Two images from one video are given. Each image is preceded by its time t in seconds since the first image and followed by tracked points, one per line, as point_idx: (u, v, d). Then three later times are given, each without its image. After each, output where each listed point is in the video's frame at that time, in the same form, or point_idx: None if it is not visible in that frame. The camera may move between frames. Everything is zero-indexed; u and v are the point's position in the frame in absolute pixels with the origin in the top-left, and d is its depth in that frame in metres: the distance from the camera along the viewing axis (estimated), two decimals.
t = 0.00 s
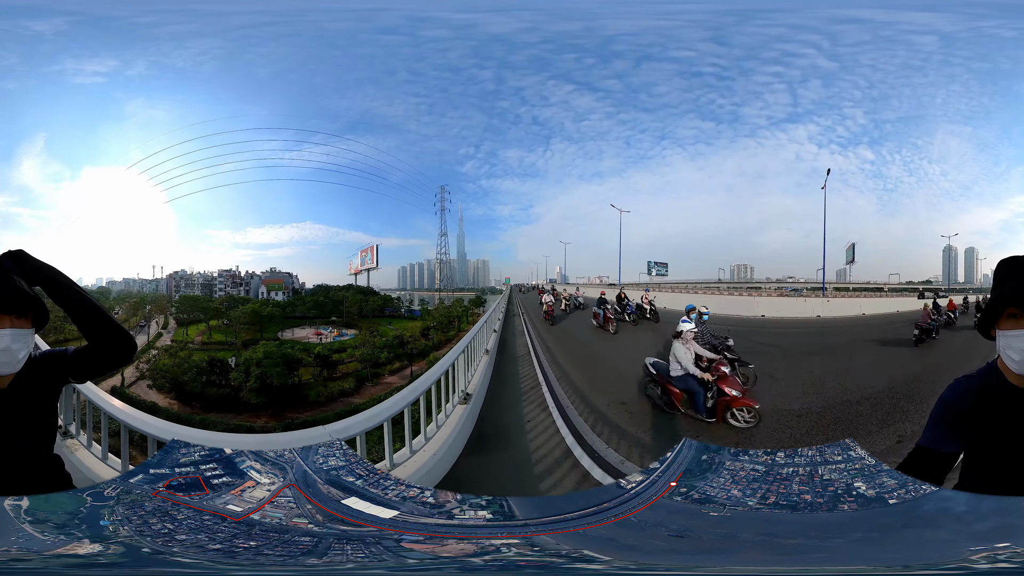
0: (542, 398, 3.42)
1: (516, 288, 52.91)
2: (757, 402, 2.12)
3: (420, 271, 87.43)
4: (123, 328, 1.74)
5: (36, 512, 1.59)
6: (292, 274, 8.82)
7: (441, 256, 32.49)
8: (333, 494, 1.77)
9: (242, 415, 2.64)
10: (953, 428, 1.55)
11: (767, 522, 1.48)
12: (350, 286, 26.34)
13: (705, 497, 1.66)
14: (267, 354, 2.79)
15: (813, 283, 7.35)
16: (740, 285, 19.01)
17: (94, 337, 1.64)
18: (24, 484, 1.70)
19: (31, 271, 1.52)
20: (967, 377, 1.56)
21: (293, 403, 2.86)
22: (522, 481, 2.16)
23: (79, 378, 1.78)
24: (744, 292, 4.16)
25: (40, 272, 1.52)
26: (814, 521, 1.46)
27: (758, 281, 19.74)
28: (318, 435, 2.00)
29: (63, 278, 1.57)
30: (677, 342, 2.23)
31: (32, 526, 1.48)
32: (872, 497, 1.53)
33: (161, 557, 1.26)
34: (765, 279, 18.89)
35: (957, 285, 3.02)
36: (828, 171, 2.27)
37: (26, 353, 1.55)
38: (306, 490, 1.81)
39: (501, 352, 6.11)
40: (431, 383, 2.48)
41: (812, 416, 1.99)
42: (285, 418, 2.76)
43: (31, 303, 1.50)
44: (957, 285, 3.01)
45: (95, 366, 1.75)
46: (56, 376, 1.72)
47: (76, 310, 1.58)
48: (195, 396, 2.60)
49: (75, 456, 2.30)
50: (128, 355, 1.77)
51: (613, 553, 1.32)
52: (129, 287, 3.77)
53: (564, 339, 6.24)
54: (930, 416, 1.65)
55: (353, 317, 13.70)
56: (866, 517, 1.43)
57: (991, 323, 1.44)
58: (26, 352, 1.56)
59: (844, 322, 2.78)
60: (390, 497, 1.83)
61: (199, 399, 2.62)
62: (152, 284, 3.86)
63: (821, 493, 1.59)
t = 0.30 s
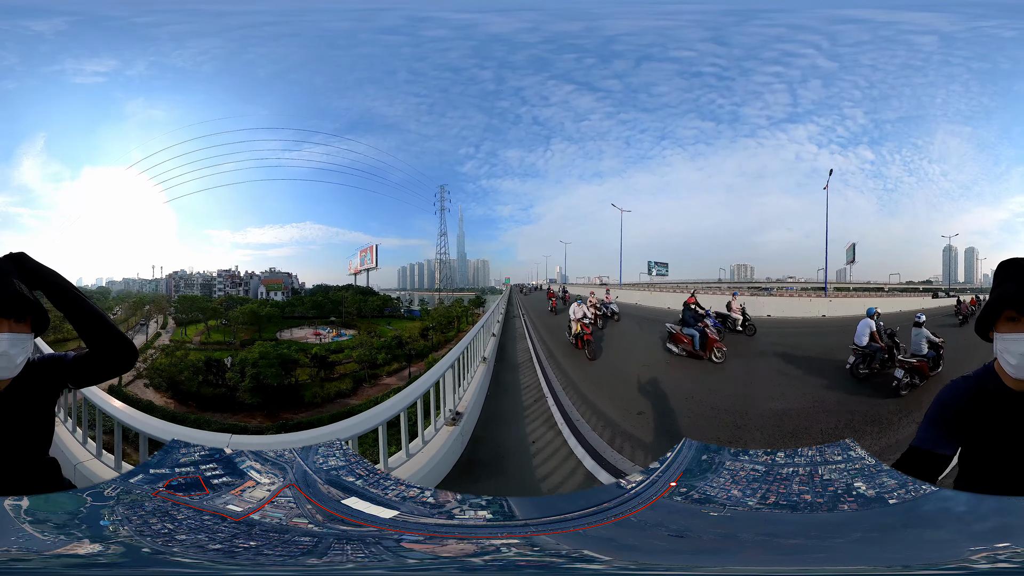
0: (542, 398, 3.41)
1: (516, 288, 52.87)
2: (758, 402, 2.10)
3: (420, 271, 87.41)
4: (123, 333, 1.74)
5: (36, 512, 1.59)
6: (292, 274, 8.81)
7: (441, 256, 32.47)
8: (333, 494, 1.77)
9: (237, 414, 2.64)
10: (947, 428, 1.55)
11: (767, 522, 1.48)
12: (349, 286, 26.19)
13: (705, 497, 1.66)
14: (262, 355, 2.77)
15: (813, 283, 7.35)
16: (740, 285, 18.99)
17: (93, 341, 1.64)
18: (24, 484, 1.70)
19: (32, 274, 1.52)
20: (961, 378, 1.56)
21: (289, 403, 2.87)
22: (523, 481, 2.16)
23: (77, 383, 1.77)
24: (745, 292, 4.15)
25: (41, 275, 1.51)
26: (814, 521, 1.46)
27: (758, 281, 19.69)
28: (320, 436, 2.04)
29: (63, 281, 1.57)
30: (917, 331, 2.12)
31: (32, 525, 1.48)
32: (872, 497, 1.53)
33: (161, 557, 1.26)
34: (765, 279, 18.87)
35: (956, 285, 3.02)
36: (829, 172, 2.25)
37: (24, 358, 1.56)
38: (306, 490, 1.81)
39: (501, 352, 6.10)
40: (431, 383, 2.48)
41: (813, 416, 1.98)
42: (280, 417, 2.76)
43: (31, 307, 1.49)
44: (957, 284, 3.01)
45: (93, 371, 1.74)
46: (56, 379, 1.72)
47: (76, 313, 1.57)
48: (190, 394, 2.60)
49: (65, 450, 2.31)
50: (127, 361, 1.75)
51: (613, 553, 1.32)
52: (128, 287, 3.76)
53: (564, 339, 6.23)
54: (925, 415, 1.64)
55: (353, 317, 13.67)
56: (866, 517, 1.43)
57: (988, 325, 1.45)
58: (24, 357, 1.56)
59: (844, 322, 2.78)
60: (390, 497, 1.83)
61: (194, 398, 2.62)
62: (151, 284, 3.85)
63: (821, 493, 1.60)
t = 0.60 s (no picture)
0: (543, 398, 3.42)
1: (516, 288, 52.85)
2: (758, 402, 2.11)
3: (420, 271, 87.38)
4: (126, 330, 1.73)
5: (36, 512, 1.59)
6: (289, 274, 8.80)
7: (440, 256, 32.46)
8: (333, 494, 1.77)
9: (232, 415, 2.62)
10: (954, 428, 1.54)
11: (767, 522, 1.48)
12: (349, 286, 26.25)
13: (705, 497, 1.66)
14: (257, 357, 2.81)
15: (812, 283, 7.34)
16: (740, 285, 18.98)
17: (96, 339, 1.63)
18: (24, 485, 1.69)
19: (35, 273, 1.52)
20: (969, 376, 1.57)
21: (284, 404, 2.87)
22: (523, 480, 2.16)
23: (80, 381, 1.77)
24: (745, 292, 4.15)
25: (43, 274, 1.51)
26: (815, 521, 1.46)
27: (758, 281, 19.68)
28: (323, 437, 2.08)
29: (66, 280, 1.57)
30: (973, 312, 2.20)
31: (32, 525, 1.48)
32: (872, 497, 1.53)
33: (161, 557, 1.26)
34: (765, 279, 18.86)
35: (956, 285, 3.02)
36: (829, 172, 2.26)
37: (30, 356, 1.57)
38: (306, 490, 1.81)
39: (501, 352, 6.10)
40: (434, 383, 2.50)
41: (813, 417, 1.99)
42: (275, 418, 2.75)
43: (33, 306, 1.49)
44: (957, 284, 3.01)
45: (93, 370, 1.73)
46: (60, 377, 1.72)
47: (79, 312, 1.57)
48: (187, 394, 2.62)
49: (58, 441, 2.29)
50: (128, 359, 1.75)
51: (613, 553, 1.32)
52: (127, 287, 3.76)
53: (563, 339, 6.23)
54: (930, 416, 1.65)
55: (352, 317, 13.65)
56: (866, 517, 1.43)
57: (992, 326, 1.45)
58: (29, 355, 1.57)
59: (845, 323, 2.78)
60: (390, 497, 1.83)
61: (190, 397, 2.63)
62: (150, 285, 3.85)
63: (821, 493, 1.59)
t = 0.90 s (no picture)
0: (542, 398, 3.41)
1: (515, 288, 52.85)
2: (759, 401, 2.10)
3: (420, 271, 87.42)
4: (129, 330, 1.72)
5: (36, 512, 1.59)
6: (289, 274, 8.80)
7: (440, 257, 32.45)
8: (333, 494, 1.77)
9: (228, 415, 2.63)
10: (956, 430, 1.55)
11: (767, 522, 1.48)
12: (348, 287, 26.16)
13: (705, 497, 1.66)
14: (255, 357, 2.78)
15: (812, 284, 7.33)
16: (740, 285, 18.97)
17: (98, 340, 1.63)
18: (25, 485, 1.69)
19: (36, 274, 1.51)
20: (969, 380, 1.58)
21: (280, 404, 2.86)
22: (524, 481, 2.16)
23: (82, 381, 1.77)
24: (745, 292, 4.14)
25: (44, 274, 1.51)
26: (815, 521, 1.46)
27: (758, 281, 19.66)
28: (322, 436, 2.10)
29: (70, 281, 1.56)
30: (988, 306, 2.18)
31: (32, 525, 1.48)
32: (872, 497, 1.53)
33: (161, 557, 1.26)
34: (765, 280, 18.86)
35: (956, 285, 3.02)
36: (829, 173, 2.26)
37: (32, 359, 1.57)
38: (306, 490, 1.81)
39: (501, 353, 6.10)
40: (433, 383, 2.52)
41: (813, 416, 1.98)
42: (270, 418, 2.73)
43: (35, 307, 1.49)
44: (957, 284, 3.00)
45: (94, 370, 1.73)
46: (62, 377, 1.72)
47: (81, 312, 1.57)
48: (183, 393, 2.62)
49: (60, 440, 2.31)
50: (129, 360, 1.74)
51: (613, 553, 1.32)
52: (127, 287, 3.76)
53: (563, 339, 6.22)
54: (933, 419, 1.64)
55: (352, 318, 13.64)
56: (866, 517, 1.43)
57: (994, 328, 1.46)
58: (31, 357, 1.57)
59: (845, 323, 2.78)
60: (390, 497, 1.83)
61: (185, 395, 2.63)
62: (149, 284, 3.84)
63: (821, 493, 1.60)
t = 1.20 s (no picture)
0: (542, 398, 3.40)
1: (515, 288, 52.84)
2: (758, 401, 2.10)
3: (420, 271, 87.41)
4: (127, 328, 1.72)
5: (36, 512, 1.59)
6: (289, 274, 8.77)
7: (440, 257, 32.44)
8: (333, 494, 1.76)
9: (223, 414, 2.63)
10: (956, 428, 1.55)
11: (767, 522, 1.51)
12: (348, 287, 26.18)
13: (705, 497, 1.66)
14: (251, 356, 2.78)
15: (812, 284, 7.33)
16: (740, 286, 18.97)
17: (97, 338, 1.63)
18: (25, 484, 1.70)
19: (37, 272, 1.50)
20: (969, 374, 1.58)
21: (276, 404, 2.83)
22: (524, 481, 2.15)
23: (79, 379, 1.77)
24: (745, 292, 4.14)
25: (44, 272, 1.50)
26: (815, 521, 1.49)
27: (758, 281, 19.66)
28: (322, 437, 2.08)
29: (70, 280, 1.56)
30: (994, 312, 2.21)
31: (32, 525, 1.48)
32: (872, 497, 1.55)
33: (161, 557, 1.26)
34: (765, 280, 18.86)
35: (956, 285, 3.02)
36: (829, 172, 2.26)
37: (30, 354, 1.57)
38: (306, 490, 1.81)
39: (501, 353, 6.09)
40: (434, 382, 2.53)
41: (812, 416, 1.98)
42: (265, 418, 2.71)
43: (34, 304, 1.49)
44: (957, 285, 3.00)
45: (92, 368, 1.73)
46: (59, 374, 1.72)
47: (80, 310, 1.57)
48: (179, 392, 2.63)
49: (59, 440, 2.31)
50: (127, 358, 1.74)
51: (613, 553, 1.32)
52: (126, 286, 3.74)
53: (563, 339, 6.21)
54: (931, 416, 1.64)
55: (351, 318, 13.62)
56: (866, 518, 1.47)
57: (994, 322, 1.45)
58: (30, 352, 1.57)
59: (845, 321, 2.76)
60: (390, 497, 1.83)
61: (182, 395, 2.63)
62: (148, 284, 3.82)
63: (821, 493, 1.61)
